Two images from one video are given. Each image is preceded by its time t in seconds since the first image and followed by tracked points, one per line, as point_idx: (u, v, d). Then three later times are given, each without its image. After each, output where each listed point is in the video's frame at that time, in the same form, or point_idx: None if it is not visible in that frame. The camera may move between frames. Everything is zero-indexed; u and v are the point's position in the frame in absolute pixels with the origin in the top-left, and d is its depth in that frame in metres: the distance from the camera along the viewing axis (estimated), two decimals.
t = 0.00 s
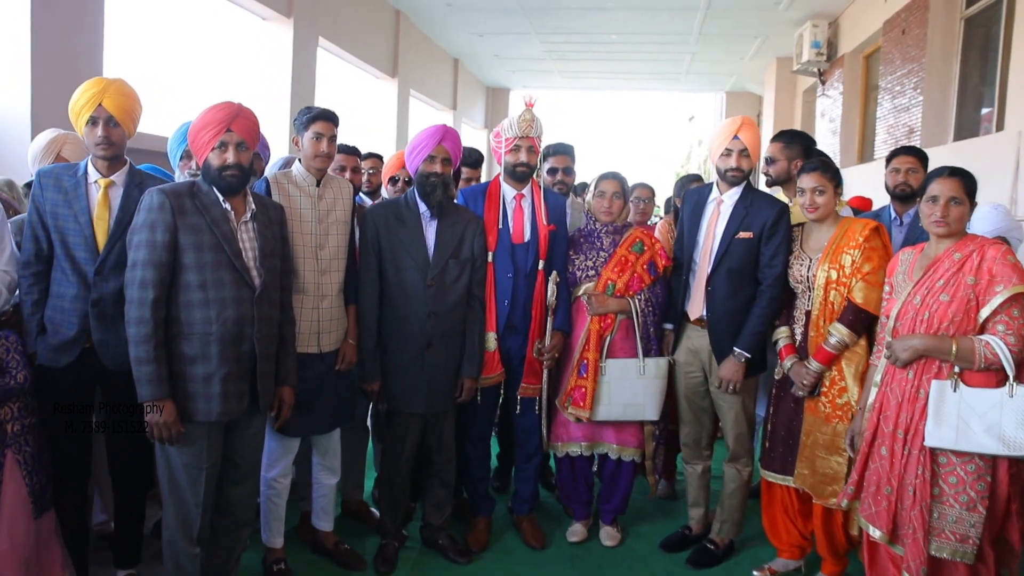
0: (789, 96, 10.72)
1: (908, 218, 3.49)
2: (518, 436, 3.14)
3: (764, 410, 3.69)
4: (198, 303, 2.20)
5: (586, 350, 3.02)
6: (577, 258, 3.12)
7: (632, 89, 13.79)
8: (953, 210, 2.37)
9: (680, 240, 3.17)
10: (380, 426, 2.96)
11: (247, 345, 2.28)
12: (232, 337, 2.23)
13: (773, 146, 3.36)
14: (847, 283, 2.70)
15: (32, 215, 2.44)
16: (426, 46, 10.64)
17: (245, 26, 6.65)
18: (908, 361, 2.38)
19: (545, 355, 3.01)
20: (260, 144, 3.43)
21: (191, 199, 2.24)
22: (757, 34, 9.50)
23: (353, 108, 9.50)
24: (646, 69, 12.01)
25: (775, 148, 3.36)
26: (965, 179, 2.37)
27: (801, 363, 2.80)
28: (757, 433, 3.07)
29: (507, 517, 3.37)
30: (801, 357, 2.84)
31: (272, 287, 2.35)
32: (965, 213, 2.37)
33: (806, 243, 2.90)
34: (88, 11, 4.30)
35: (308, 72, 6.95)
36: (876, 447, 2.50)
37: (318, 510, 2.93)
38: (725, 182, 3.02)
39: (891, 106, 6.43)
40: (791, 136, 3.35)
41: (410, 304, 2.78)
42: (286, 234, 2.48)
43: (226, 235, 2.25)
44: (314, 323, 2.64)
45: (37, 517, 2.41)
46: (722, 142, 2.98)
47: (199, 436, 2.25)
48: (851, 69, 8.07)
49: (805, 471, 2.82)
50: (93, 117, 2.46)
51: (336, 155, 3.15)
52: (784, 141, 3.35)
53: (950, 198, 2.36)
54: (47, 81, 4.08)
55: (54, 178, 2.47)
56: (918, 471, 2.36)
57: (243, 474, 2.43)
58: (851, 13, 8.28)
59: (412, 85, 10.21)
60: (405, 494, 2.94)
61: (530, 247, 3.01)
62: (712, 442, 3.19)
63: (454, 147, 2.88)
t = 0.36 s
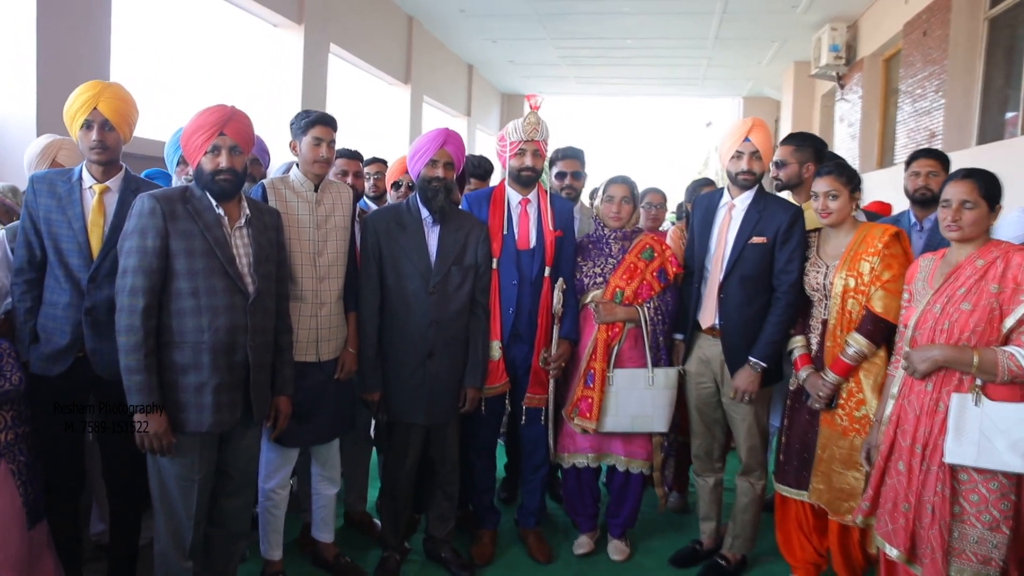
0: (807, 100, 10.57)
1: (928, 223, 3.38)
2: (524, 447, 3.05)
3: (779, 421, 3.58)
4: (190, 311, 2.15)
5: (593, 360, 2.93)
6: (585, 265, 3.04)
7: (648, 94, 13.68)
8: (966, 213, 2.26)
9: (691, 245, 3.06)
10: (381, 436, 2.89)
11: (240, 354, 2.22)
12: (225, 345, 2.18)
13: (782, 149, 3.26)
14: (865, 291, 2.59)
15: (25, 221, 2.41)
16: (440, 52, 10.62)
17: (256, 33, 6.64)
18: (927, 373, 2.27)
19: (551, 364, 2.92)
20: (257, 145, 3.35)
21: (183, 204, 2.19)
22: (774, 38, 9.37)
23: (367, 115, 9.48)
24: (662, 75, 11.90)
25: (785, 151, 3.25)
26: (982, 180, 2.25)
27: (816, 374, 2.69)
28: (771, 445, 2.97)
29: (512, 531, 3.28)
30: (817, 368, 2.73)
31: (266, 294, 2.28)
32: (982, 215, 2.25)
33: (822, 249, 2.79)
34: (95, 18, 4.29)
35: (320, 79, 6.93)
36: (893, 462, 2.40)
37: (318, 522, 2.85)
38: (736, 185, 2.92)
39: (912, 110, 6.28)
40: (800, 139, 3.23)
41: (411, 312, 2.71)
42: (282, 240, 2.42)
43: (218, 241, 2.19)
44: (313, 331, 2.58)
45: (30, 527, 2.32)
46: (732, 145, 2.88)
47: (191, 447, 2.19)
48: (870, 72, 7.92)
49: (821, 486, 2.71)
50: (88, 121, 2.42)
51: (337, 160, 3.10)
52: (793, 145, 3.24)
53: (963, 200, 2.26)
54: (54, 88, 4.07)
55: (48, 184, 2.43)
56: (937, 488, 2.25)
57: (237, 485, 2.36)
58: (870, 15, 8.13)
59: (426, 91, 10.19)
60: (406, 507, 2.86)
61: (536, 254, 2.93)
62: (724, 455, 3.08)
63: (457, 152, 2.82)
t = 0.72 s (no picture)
0: (825, 102, 10.41)
1: (950, 226, 3.25)
2: (529, 458, 2.96)
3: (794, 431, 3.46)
4: (180, 317, 2.08)
5: (599, 368, 2.83)
6: (592, 269, 2.96)
7: (663, 98, 13.56)
8: (972, 214, 2.20)
9: (701, 249, 2.97)
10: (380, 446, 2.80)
11: (232, 361, 2.14)
12: (216, 351, 2.10)
13: (792, 150, 3.16)
14: (885, 298, 2.48)
15: (17, 224, 2.35)
16: (452, 56, 10.58)
17: (266, 36, 6.62)
18: (950, 384, 2.17)
19: (556, 372, 2.83)
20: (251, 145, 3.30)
21: (173, 208, 2.12)
22: (791, 39, 9.23)
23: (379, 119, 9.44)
24: (677, 77, 11.77)
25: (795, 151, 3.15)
26: (994, 181, 2.17)
27: (832, 384, 2.58)
28: (785, 457, 2.85)
29: (518, 543, 3.18)
30: (834, 377, 2.62)
31: (258, 299, 2.21)
32: (990, 217, 2.17)
33: (840, 253, 2.67)
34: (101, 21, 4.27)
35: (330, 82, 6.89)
36: (912, 477, 2.28)
37: (316, 532, 2.77)
38: (748, 186, 2.81)
39: (932, 111, 6.13)
40: (808, 137, 3.13)
41: (412, 319, 2.63)
42: (276, 244, 2.35)
43: (209, 245, 2.12)
44: (310, 338, 2.51)
45: (20, 538, 2.27)
46: (742, 145, 2.78)
47: (181, 457, 2.11)
48: (890, 72, 7.76)
49: (837, 500, 2.60)
50: (80, 121, 2.36)
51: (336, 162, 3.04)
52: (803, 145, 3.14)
53: (969, 201, 2.21)
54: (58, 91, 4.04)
55: (40, 186, 2.38)
56: (960, 506, 2.14)
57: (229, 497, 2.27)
58: (889, 15, 7.97)
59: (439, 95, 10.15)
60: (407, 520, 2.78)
61: (540, 258, 2.84)
62: (737, 467, 2.96)
63: (458, 153, 2.75)
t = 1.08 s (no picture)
0: (841, 103, 10.24)
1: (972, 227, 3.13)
2: (533, 467, 2.85)
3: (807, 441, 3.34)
4: (164, 321, 2.00)
5: (604, 375, 2.72)
6: (598, 272, 2.84)
7: (676, 99, 13.43)
8: (988, 214, 2.12)
9: (710, 251, 2.85)
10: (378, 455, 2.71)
11: (218, 368, 2.06)
12: (202, 357, 2.02)
13: (807, 148, 3.14)
14: (904, 302, 2.36)
15: (1, 227, 2.28)
16: (463, 57, 10.51)
17: (273, 37, 6.57)
18: (971, 394, 2.05)
19: (560, 379, 2.69)
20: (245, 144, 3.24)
21: (158, 208, 2.05)
22: (806, 39, 9.08)
23: (389, 121, 9.38)
24: (690, 78, 11.64)
25: (813, 148, 3.12)
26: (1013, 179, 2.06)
27: (848, 393, 2.46)
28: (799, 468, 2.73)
29: (521, 555, 3.07)
30: (849, 386, 2.50)
31: (247, 302, 2.13)
32: (1004, 217, 2.07)
33: (856, 255, 2.55)
34: (102, 22, 4.23)
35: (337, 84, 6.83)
36: (931, 491, 2.16)
37: (312, 544, 2.68)
38: (758, 185, 2.70)
39: (952, 110, 5.98)
40: (822, 134, 3.13)
41: (410, 324, 2.53)
42: (267, 246, 2.27)
43: (195, 247, 2.05)
44: (304, 343, 2.42)
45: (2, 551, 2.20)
46: (753, 142, 2.67)
47: (166, 467, 2.02)
48: (907, 72, 7.61)
49: (853, 514, 2.47)
50: (67, 120, 2.29)
51: (333, 162, 2.97)
52: (819, 140, 3.12)
53: (986, 200, 2.12)
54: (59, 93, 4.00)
55: (25, 188, 2.31)
56: (981, 523, 2.02)
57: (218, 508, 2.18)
58: (907, 13, 7.82)
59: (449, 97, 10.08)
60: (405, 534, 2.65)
61: (544, 260, 2.74)
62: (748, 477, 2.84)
63: (458, 152, 2.66)
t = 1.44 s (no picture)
0: (855, 104, 10.09)
1: (994, 230, 3.00)
2: (535, 479, 2.74)
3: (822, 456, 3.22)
4: (144, 328, 1.91)
5: (608, 384, 2.61)
6: (603, 277, 2.73)
7: (687, 101, 13.30)
8: (1010, 213, 1.98)
9: (719, 254, 2.73)
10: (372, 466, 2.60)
11: (200, 377, 1.97)
12: (183, 365, 1.93)
13: (823, 145, 3.04)
14: (924, 308, 2.23)
15: None
16: (471, 59, 10.43)
17: (279, 39, 6.51)
18: (994, 407, 1.94)
19: (562, 388, 2.60)
20: (241, 145, 3.13)
21: (140, 210, 1.96)
22: (820, 39, 8.94)
23: (396, 123, 9.31)
24: (701, 80, 11.51)
25: (840, 145, 3.02)
26: None
27: (864, 403, 2.34)
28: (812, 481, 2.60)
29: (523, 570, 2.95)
30: (866, 396, 2.38)
31: (231, 307, 2.04)
32: None
33: (874, 258, 2.42)
34: (101, 23, 4.17)
35: (343, 86, 6.76)
36: (951, 508, 2.03)
37: (305, 558, 2.58)
38: (769, 185, 2.58)
39: (969, 110, 5.83)
40: (843, 131, 3.04)
41: (405, 330, 2.43)
42: (255, 250, 2.18)
43: (178, 250, 1.95)
44: (295, 349, 2.32)
45: None
46: (763, 140, 2.56)
47: (145, 481, 1.93)
48: (923, 72, 7.45)
49: (869, 531, 2.34)
50: (45, 117, 2.21)
51: (329, 162, 2.88)
52: (842, 137, 3.04)
53: (1008, 199, 1.99)
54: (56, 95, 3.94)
55: (6, 188, 2.23)
56: (1004, 544, 1.89)
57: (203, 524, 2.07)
58: (922, 12, 7.66)
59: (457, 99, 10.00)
60: (400, 549, 2.53)
61: (545, 264, 2.63)
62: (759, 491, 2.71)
63: (456, 151, 2.56)
